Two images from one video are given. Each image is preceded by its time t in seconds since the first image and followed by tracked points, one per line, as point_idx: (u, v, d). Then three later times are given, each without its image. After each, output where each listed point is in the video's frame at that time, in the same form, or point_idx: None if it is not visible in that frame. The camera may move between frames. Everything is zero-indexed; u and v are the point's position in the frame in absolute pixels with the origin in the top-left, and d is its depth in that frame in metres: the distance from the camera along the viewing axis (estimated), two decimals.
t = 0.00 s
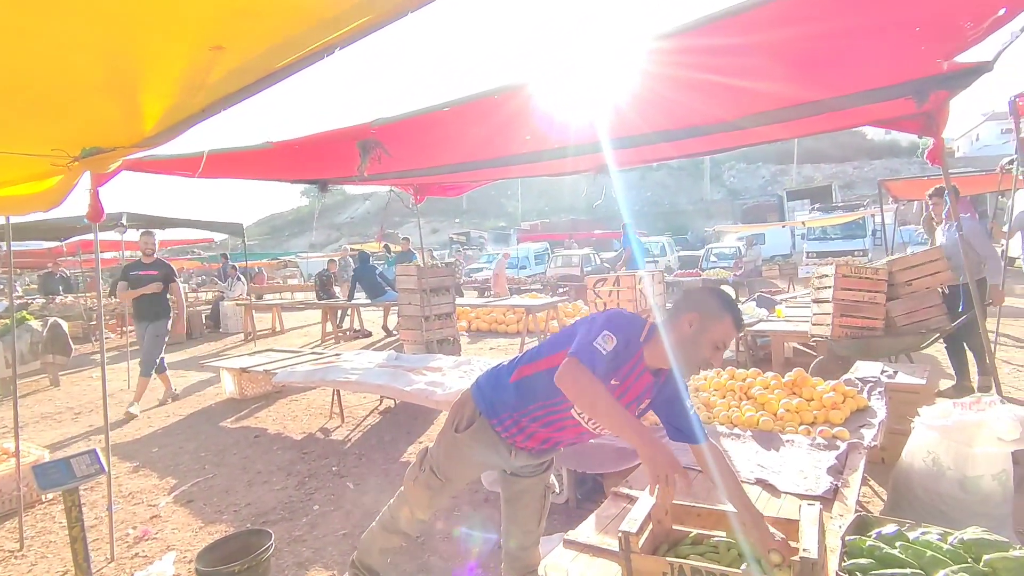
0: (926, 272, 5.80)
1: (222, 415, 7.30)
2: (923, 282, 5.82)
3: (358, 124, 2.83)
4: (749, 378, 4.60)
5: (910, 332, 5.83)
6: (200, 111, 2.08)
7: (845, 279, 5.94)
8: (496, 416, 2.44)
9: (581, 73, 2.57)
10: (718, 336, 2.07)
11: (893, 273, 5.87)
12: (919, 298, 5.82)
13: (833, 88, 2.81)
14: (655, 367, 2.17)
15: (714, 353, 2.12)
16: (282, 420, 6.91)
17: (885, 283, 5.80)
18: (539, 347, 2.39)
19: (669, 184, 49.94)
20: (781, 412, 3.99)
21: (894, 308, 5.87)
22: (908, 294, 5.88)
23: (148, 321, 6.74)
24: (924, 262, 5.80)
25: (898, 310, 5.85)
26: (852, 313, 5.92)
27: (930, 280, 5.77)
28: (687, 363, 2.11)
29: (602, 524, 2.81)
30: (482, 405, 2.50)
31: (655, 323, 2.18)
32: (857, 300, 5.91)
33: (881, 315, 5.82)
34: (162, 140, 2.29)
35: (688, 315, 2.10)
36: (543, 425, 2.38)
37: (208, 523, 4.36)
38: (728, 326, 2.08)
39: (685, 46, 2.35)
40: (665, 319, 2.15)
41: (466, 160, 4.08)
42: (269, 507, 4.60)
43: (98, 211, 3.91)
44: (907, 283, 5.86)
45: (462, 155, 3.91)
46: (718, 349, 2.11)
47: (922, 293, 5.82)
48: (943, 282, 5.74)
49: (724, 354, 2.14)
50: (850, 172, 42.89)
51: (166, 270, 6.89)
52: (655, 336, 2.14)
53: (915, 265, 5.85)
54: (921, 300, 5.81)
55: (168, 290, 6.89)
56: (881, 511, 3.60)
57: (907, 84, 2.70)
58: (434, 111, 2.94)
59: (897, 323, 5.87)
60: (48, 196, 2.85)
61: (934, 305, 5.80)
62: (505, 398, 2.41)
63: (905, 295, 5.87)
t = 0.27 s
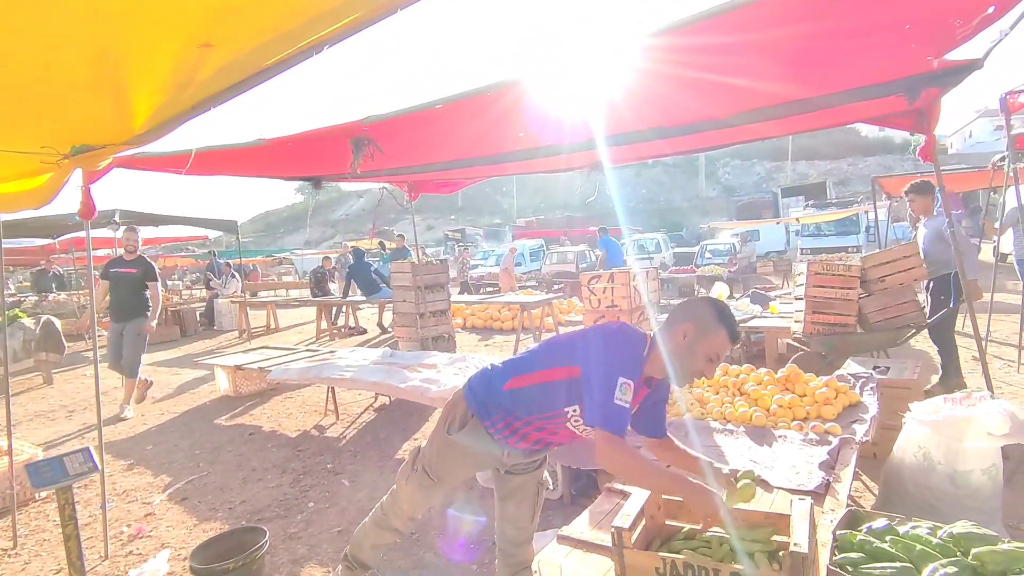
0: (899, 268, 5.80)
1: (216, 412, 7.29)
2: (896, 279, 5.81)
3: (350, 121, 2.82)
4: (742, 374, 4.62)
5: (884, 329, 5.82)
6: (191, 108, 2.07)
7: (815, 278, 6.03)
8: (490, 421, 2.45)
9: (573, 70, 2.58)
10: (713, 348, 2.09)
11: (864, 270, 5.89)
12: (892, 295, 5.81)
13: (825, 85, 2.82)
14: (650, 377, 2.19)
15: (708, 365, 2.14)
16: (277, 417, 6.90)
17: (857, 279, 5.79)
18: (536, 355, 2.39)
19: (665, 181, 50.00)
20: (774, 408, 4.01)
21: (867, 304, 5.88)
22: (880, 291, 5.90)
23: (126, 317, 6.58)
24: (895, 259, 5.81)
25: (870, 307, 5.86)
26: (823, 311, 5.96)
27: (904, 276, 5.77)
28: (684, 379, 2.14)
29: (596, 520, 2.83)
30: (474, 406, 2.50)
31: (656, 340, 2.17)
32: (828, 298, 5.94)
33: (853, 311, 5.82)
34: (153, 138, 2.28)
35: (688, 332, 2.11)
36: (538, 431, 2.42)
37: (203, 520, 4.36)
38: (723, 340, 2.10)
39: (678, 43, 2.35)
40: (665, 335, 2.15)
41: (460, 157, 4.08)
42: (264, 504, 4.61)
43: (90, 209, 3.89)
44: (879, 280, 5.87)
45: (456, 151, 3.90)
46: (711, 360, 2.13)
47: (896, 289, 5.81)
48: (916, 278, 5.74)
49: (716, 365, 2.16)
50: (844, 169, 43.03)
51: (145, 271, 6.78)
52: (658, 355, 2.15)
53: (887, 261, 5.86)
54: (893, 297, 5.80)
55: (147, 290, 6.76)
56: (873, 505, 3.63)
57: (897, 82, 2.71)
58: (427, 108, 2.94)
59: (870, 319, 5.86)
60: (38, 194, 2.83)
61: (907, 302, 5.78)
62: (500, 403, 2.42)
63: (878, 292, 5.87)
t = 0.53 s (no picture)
0: (875, 267, 5.86)
1: (215, 407, 7.32)
2: (870, 277, 5.89)
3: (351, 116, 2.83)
4: (739, 367, 4.66)
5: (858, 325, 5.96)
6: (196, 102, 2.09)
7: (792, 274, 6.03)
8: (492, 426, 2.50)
9: (572, 65, 2.60)
10: (708, 346, 2.12)
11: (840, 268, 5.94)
12: (867, 292, 5.91)
13: (821, 80, 2.84)
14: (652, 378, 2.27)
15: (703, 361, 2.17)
16: (276, 412, 6.93)
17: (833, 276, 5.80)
18: (537, 364, 2.42)
19: (662, 176, 50.03)
20: (770, 400, 4.06)
21: (842, 302, 6.00)
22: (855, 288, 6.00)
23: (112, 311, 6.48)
24: (871, 257, 5.87)
25: (845, 305, 5.98)
26: (799, 307, 5.98)
27: (880, 274, 5.86)
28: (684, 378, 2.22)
29: (595, 510, 2.87)
30: (473, 411, 2.54)
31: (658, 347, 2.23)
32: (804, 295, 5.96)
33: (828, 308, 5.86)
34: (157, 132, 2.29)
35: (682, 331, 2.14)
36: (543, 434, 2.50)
37: (204, 513, 4.39)
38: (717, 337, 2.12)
39: (677, 38, 2.37)
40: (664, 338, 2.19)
41: (458, 152, 4.10)
42: (265, 497, 4.64)
43: (89, 203, 3.90)
44: (855, 278, 5.94)
45: (455, 147, 3.92)
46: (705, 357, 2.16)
47: (870, 287, 5.91)
48: (891, 276, 5.80)
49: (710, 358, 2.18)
50: (840, 164, 43.10)
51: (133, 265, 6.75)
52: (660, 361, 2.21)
53: (863, 259, 5.92)
54: (868, 295, 5.91)
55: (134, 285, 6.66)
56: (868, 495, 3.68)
57: (893, 77, 2.73)
58: (426, 103, 2.95)
59: (845, 316, 6.00)
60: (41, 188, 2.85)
61: (882, 299, 5.88)
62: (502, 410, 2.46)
63: (854, 290, 5.98)
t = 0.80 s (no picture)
0: (859, 265, 6.00)
1: (219, 399, 7.39)
2: (855, 276, 6.01)
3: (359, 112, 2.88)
4: (738, 360, 4.72)
5: (841, 323, 5.94)
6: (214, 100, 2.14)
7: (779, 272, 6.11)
8: (502, 414, 2.56)
9: (576, 62, 2.65)
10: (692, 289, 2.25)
11: (827, 266, 6.00)
12: (851, 291, 5.98)
13: (821, 77, 2.88)
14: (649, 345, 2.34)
15: (691, 317, 2.28)
16: (279, 404, 6.99)
17: (819, 274, 5.92)
18: (536, 347, 2.50)
19: (662, 171, 50.03)
20: (768, 393, 4.13)
21: (826, 299, 5.98)
22: (840, 286, 6.05)
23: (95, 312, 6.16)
24: (856, 256, 6.00)
25: (830, 303, 5.97)
26: (786, 305, 6.11)
27: (863, 273, 5.99)
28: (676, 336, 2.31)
29: (596, 498, 2.95)
30: (482, 400, 2.59)
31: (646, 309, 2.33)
32: (789, 292, 6.09)
33: (813, 306, 5.98)
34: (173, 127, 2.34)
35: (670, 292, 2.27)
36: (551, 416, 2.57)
37: (211, 502, 4.47)
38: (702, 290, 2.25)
39: (680, 35, 2.42)
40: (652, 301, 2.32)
41: (463, 147, 4.15)
42: (270, 486, 4.72)
43: (98, 197, 3.95)
44: (840, 276, 6.04)
45: (460, 142, 3.97)
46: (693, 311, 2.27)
47: (854, 285, 6.01)
48: (873, 275, 5.97)
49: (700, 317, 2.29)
50: (840, 159, 43.10)
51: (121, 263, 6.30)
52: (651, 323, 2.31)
53: (849, 258, 6.03)
54: (852, 293, 5.97)
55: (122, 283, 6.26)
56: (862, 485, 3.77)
57: (890, 75, 2.78)
58: (433, 100, 3.01)
59: (829, 314, 5.97)
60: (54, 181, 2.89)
61: (865, 298, 5.97)
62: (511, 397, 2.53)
63: (838, 287, 6.03)
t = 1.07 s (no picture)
0: (858, 261, 5.95)
1: (227, 388, 7.49)
2: (854, 271, 5.96)
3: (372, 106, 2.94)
4: (741, 352, 4.78)
5: (837, 319, 5.97)
6: (238, 96, 2.20)
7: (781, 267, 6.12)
8: (503, 393, 2.61)
9: (585, 56, 2.69)
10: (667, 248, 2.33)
11: (827, 261, 5.94)
12: (849, 286, 5.96)
13: (827, 72, 2.92)
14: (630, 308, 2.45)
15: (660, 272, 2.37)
16: (287, 393, 7.09)
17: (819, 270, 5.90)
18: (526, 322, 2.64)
19: (666, 163, 49.89)
20: (771, 384, 4.19)
21: (825, 294, 6.01)
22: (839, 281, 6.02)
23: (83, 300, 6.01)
24: (856, 251, 5.95)
25: (829, 297, 5.99)
26: (788, 299, 6.16)
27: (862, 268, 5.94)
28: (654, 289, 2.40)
29: (602, 485, 3.02)
30: (486, 384, 2.65)
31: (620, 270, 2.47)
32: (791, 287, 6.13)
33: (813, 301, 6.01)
34: (195, 121, 2.40)
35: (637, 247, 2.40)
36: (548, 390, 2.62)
37: (223, 488, 4.56)
38: (667, 244, 2.33)
39: (689, 31, 2.46)
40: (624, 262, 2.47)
41: (472, 140, 4.20)
42: (280, 473, 4.81)
43: (113, 187, 4.02)
44: (840, 272, 5.97)
45: (469, 135, 4.02)
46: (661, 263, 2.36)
47: (853, 280, 5.96)
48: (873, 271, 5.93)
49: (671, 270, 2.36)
50: (846, 153, 42.89)
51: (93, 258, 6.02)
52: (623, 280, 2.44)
53: (848, 253, 5.97)
54: (850, 288, 5.96)
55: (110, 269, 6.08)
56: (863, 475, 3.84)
57: (896, 71, 2.81)
58: (444, 95, 3.06)
59: (828, 309, 6.01)
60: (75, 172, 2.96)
61: (862, 293, 5.98)
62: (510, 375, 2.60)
63: (837, 282, 5.97)
